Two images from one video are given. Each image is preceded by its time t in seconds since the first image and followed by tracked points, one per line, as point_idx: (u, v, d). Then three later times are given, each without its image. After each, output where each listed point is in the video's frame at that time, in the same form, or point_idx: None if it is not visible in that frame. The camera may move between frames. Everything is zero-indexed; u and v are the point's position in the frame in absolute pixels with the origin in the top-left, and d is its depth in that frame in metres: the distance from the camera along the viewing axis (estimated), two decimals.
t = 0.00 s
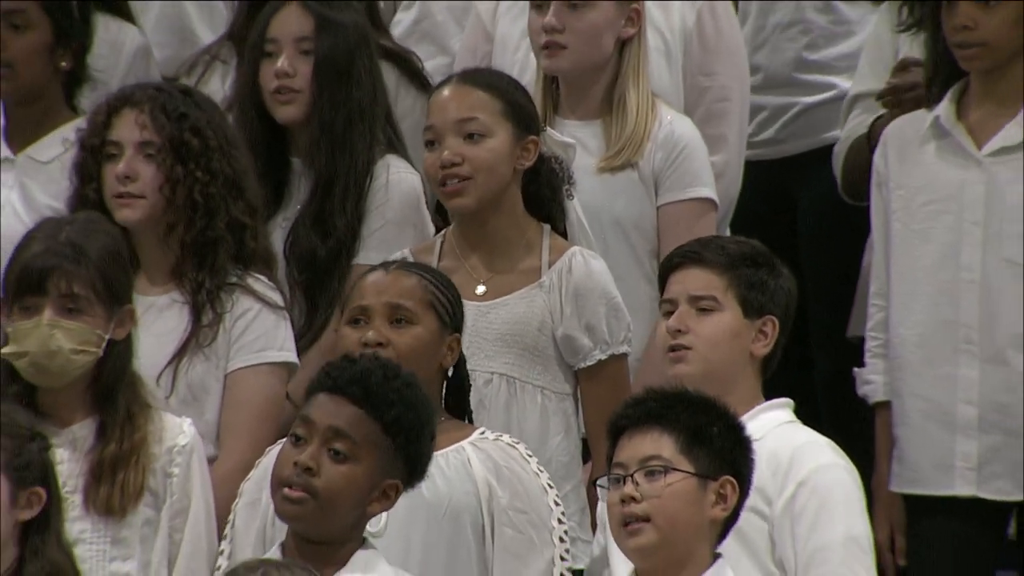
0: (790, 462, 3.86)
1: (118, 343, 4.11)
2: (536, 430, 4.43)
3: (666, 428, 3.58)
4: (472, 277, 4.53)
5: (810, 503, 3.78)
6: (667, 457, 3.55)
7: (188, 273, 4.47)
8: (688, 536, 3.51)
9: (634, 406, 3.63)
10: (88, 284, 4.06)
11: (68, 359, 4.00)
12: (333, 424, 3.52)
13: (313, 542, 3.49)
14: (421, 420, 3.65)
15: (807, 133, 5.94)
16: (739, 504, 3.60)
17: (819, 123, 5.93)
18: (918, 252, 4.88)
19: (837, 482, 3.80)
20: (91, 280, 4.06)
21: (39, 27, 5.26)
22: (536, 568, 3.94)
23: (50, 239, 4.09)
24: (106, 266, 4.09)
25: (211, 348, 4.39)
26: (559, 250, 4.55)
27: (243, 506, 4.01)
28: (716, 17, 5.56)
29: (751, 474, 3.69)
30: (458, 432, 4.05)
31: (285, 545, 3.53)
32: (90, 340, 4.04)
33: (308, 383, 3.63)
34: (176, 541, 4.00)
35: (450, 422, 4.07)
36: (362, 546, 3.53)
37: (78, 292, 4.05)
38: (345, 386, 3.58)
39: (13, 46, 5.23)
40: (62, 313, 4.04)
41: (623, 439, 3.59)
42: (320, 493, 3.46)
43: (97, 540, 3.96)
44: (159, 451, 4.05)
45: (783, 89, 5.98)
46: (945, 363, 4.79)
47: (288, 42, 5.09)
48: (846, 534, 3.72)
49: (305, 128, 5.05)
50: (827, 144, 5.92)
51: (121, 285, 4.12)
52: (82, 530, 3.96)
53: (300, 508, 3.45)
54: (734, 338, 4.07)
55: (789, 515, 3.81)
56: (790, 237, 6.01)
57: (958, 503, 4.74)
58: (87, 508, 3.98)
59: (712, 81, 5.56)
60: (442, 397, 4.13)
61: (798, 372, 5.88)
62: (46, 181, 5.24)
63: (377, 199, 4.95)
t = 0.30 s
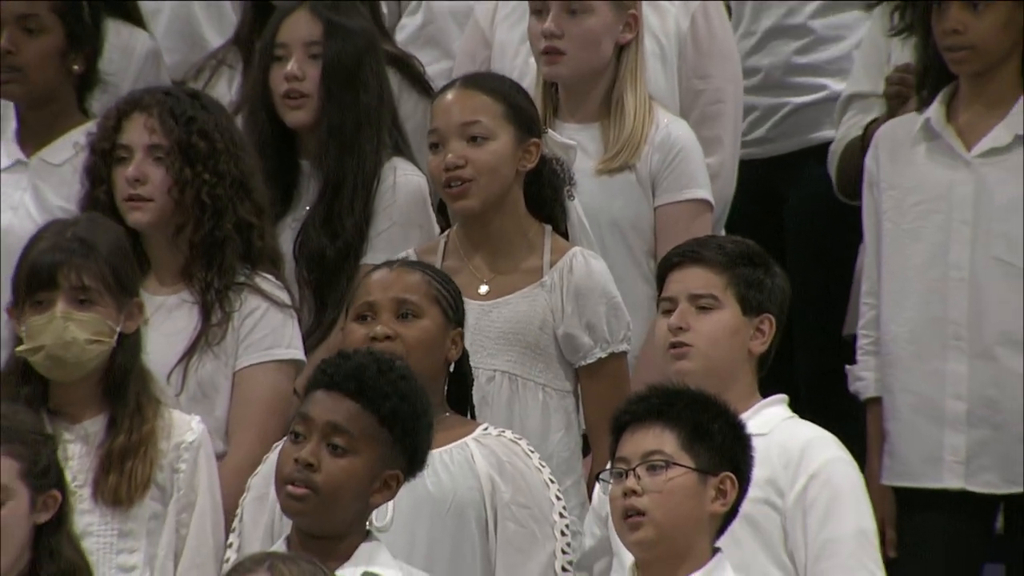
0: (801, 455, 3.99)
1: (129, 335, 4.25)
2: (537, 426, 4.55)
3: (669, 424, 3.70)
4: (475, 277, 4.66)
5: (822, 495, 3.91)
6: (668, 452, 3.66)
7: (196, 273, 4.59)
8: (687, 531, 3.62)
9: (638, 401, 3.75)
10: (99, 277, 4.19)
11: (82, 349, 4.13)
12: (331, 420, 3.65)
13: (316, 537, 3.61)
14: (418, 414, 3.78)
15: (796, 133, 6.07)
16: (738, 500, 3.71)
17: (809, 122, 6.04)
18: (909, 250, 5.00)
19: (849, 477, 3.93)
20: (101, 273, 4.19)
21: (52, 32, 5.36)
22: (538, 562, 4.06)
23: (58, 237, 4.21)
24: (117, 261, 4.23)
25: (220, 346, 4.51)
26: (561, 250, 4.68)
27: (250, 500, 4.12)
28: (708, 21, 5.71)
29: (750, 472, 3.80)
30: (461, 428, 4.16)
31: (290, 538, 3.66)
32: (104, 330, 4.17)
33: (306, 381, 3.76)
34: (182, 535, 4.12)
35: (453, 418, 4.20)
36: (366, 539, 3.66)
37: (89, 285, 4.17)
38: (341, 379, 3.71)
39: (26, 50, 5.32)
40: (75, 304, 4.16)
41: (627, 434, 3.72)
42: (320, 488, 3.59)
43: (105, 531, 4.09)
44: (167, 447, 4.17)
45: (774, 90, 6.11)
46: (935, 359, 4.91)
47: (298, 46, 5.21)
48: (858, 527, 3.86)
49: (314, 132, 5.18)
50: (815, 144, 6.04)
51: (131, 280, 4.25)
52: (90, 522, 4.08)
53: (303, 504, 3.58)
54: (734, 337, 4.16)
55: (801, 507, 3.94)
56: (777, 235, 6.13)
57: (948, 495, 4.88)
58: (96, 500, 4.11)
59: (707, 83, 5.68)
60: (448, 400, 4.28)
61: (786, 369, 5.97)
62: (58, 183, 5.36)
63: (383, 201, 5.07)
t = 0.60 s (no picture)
0: (819, 455, 4.11)
1: (138, 337, 4.35)
2: (537, 420, 4.68)
3: (667, 423, 3.82)
4: (476, 276, 4.78)
5: (839, 497, 4.05)
6: (667, 450, 3.79)
7: (204, 272, 4.71)
8: (686, 525, 3.75)
9: (636, 399, 3.88)
10: (111, 279, 4.30)
11: (91, 349, 4.23)
12: (333, 413, 3.77)
13: (320, 528, 3.75)
14: (416, 408, 3.89)
15: (786, 133, 6.19)
16: (735, 494, 3.84)
17: (799, 123, 6.18)
18: (899, 249, 5.13)
19: (864, 480, 4.08)
20: (113, 275, 4.30)
21: (66, 38, 5.44)
22: (537, 553, 4.19)
23: (73, 238, 4.33)
24: (128, 262, 4.34)
25: (228, 344, 4.64)
26: (559, 249, 4.80)
27: (259, 494, 4.25)
28: (705, 26, 5.83)
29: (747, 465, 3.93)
30: (464, 422, 4.29)
31: (294, 529, 3.79)
32: (113, 332, 4.28)
33: (311, 374, 3.88)
34: (188, 530, 4.21)
35: (455, 413, 4.32)
36: (368, 530, 3.79)
37: (101, 286, 4.28)
38: (343, 373, 3.83)
39: (41, 56, 5.39)
40: (86, 305, 4.27)
41: (626, 431, 3.84)
42: (321, 479, 3.71)
43: (114, 526, 4.18)
44: (174, 444, 4.27)
45: (765, 92, 6.25)
46: (925, 355, 5.04)
47: (305, 49, 5.31)
48: (873, 530, 4.01)
49: (321, 133, 5.29)
50: (804, 143, 6.16)
51: (142, 282, 4.36)
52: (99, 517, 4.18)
53: (305, 494, 3.71)
54: (749, 331, 4.28)
55: (818, 506, 4.07)
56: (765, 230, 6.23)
57: (938, 488, 4.99)
58: (105, 495, 4.21)
59: (702, 85, 5.82)
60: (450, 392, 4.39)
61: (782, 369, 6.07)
62: (73, 185, 5.41)
63: (389, 200, 5.18)
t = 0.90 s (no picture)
0: (829, 455, 4.26)
1: (146, 332, 4.47)
2: (537, 414, 4.81)
3: (676, 412, 3.92)
4: (475, 271, 4.91)
5: (850, 496, 4.21)
6: (672, 438, 3.89)
7: (216, 270, 4.83)
8: (686, 513, 3.84)
9: (646, 390, 3.98)
10: (119, 274, 4.41)
11: (100, 343, 4.35)
12: (333, 409, 3.90)
13: (325, 523, 3.87)
14: (415, 402, 4.01)
15: (784, 135, 6.33)
16: (737, 489, 3.94)
17: (795, 127, 6.32)
18: (892, 248, 5.26)
19: (873, 482, 4.24)
20: (122, 271, 4.42)
21: (85, 35, 5.53)
22: (534, 536, 4.31)
23: (82, 234, 4.44)
24: (137, 259, 4.45)
25: (239, 340, 4.75)
26: (558, 246, 4.92)
27: (268, 485, 4.39)
28: (704, 26, 5.95)
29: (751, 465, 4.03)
30: (465, 413, 4.42)
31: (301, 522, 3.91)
32: (121, 327, 4.40)
33: (309, 374, 4.00)
34: (199, 518, 4.32)
35: (460, 403, 4.46)
36: (372, 520, 3.92)
37: (110, 282, 4.40)
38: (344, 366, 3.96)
39: (58, 52, 5.48)
40: (95, 300, 4.39)
41: (635, 420, 3.94)
42: (324, 476, 3.84)
43: (126, 516, 4.29)
44: (182, 435, 4.38)
45: (762, 95, 6.37)
46: (918, 352, 5.17)
47: (313, 54, 5.40)
48: (883, 530, 4.17)
49: (329, 136, 5.37)
50: (801, 147, 6.32)
51: (150, 280, 4.48)
52: (111, 508, 4.29)
53: (308, 492, 3.83)
54: (758, 334, 4.39)
55: (829, 505, 4.21)
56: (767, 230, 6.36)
57: (934, 482, 5.11)
58: (117, 485, 4.31)
59: (701, 86, 5.94)
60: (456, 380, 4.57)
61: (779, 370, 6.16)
62: (85, 184, 5.49)
63: (393, 199, 5.29)
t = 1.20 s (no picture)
0: (824, 446, 4.37)
1: (155, 334, 4.58)
2: (541, 410, 4.92)
3: (681, 407, 4.05)
4: (479, 271, 5.03)
5: (845, 486, 4.32)
6: (678, 432, 4.02)
7: (232, 272, 4.95)
8: (690, 504, 3.97)
9: (655, 386, 4.12)
10: (122, 277, 4.54)
11: (101, 343, 4.48)
12: (339, 412, 4.03)
13: (334, 519, 4.01)
14: (416, 398, 4.13)
15: (791, 141, 6.45)
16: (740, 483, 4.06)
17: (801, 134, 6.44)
18: (888, 248, 5.38)
19: (867, 472, 4.36)
20: (124, 273, 4.54)
21: (103, 43, 5.64)
22: (541, 525, 4.44)
23: (96, 237, 4.58)
24: (141, 263, 4.56)
25: (255, 340, 4.87)
26: (558, 249, 5.03)
27: (279, 479, 4.51)
28: (707, 33, 6.06)
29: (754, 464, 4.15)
30: (471, 407, 4.55)
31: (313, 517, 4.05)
32: (124, 328, 4.52)
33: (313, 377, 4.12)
34: (207, 512, 4.43)
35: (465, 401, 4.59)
36: (381, 514, 4.05)
37: (112, 284, 4.53)
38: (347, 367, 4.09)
39: (77, 58, 5.58)
40: (98, 301, 4.52)
41: (643, 414, 4.07)
42: (334, 477, 3.97)
43: (133, 512, 4.42)
44: (193, 431, 4.48)
45: (767, 99, 6.47)
46: (913, 350, 5.29)
47: (320, 60, 5.51)
48: (877, 519, 4.29)
49: (336, 140, 5.49)
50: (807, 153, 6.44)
51: (158, 283, 4.59)
52: (119, 503, 4.42)
53: (319, 493, 3.96)
54: (752, 334, 4.51)
55: (825, 494, 4.32)
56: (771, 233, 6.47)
57: (929, 477, 5.22)
58: (125, 483, 4.43)
59: (704, 92, 6.04)
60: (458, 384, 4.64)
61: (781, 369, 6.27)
62: (100, 185, 5.55)
63: (401, 201, 5.41)
